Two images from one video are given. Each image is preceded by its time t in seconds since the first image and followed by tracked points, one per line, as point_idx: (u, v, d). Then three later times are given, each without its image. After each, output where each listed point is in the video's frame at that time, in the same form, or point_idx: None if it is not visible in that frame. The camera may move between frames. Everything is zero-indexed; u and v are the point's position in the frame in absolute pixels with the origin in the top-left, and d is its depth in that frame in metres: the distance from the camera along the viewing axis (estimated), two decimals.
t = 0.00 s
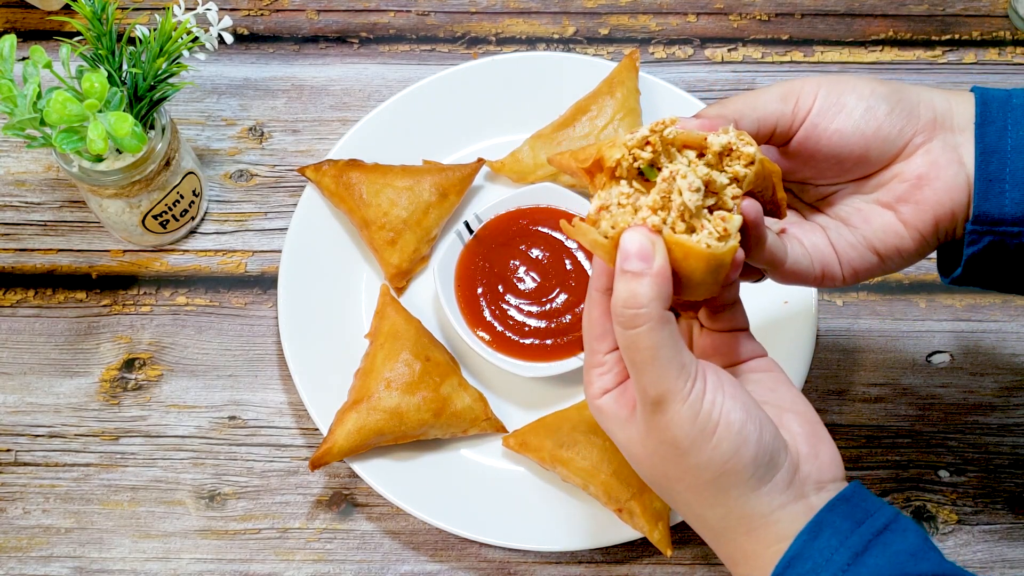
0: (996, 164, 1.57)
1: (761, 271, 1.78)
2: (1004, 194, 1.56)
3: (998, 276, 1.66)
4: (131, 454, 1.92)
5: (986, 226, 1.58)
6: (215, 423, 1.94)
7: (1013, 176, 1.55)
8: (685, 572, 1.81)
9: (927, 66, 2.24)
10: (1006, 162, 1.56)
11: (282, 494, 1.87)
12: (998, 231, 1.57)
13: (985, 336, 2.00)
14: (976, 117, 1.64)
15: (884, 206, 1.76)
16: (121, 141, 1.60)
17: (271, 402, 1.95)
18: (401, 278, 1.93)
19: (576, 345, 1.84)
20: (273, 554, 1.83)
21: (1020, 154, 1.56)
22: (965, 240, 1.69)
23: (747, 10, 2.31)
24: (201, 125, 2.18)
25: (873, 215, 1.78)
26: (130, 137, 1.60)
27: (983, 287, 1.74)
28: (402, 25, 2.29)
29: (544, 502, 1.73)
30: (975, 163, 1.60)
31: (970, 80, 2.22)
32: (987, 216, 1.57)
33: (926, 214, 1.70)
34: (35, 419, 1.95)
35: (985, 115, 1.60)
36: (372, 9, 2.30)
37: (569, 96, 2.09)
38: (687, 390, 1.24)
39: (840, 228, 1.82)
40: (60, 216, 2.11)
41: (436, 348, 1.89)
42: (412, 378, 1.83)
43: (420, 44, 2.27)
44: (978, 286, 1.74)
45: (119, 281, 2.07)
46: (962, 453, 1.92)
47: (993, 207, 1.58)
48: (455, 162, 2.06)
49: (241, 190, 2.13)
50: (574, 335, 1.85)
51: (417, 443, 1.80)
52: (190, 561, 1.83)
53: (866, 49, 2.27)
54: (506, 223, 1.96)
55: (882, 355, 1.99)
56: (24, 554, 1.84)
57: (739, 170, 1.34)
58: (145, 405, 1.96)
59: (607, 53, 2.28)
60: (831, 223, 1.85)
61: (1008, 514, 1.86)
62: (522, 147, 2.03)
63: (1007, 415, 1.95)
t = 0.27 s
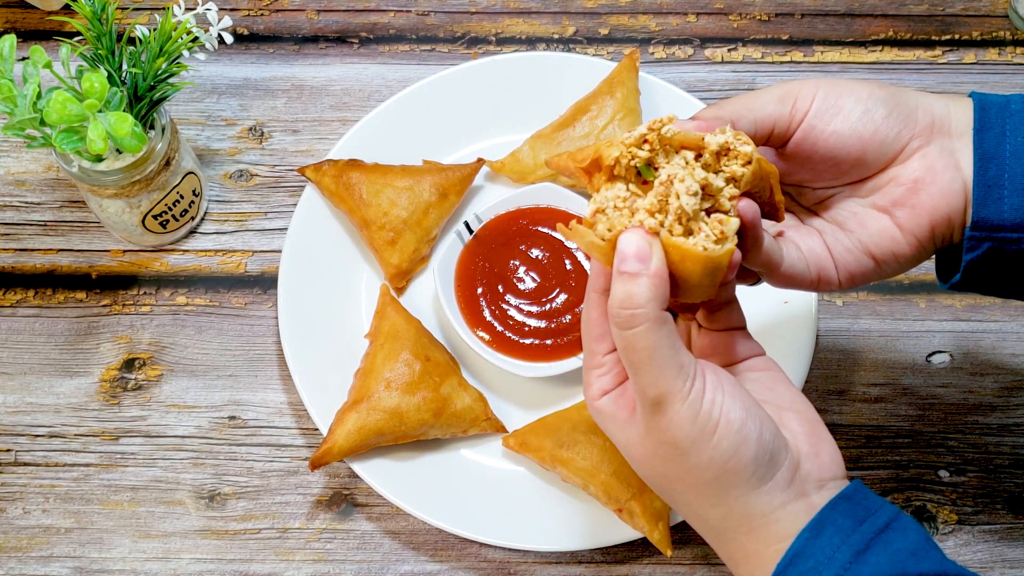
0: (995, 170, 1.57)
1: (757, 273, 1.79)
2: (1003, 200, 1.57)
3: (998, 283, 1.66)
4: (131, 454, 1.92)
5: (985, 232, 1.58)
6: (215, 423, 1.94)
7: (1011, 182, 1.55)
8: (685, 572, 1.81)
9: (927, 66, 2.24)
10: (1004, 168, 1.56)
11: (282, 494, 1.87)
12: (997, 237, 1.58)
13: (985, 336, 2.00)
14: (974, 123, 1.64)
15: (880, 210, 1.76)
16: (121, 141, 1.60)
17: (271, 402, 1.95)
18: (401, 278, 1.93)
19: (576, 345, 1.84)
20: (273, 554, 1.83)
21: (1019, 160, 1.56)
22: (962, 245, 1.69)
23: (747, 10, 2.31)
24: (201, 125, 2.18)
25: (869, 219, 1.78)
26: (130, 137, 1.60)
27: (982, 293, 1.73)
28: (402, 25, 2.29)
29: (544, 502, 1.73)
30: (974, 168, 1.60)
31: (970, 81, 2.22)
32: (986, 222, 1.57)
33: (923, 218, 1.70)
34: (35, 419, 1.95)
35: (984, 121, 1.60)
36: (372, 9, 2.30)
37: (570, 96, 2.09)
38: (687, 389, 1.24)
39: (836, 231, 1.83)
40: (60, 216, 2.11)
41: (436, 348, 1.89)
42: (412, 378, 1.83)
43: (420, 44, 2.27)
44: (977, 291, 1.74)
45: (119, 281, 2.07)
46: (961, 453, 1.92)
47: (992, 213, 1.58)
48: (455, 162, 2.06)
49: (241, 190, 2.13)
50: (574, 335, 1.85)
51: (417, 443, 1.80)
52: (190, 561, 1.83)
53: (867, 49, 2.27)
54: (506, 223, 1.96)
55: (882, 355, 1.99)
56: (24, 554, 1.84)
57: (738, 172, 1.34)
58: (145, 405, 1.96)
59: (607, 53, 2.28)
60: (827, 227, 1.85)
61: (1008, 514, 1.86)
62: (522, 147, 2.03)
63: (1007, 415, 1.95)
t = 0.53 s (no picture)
0: (994, 172, 1.58)
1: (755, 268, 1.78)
2: (1001, 202, 1.57)
3: (998, 285, 1.66)
4: (131, 454, 1.92)
5: (984, 233, 1.58)
6: (215, 423, 1.94)
7: (1010, 184, 1.56)
8: (685, 572, 1.81)
9: (927, 66, 2.24)
10: (1003, 170, 1.57)
11: (282, 494, 1.88)
12: (996, 238, 1.58)
13: (985, 337, 2.00)
14: (973, 125, 1.65)
15: (880, 208, 1.76)
16: (121, 141, 1.60)
17: (271, 402, 1.95)
18: (401, 278, 1.93)
19: (575, 345, 1.84)
20: (273, 554, 1.83)
21: (1018, 162, 1.57)
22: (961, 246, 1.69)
23: (747, 10, 2.31)
24: (201, 125, 2.18)
25: (869, 216, 1.77)
26: (130, 137, 1.60)
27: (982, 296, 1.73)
28: (402, 25, 2.29)
29: (544, 502, 1.73)
30: (973, 170, 1.61)
31: (970, 81, 2.22)
32: (985, 224, 1.57)
33: (923, 217, 1.69)
34: (35, 419, 1.95)
35: (983, 123, 1.61)
36: (372, 9, 2.30)
37: (569, 96, 2.08)
38: (690, 395, 1.24)
39: (836, 229, 1.81)
40: (60, 216, 2.11)
41: (436, 348, 1.89)
42: (412, 378, 1.83)
43: (420, 43, 2.27)
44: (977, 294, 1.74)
45: (119, 281, 2.07)
46: (961, 453, 1.92)
47: (991, 215, 1.58)
48: (455, 162, 2.06)
49: (241, 190, 2.13)
50: (574, 335, 1.85)
51: (417, 443, 1.80)
52: (190, 561, 1.83)
53: (867, 49, 2.27)
54: (506, 223, 1.96)
55: (882, 355, 1.99)
56: (24, 554, 1.84)
57: (747, 157, 1.38)
58: (145, 405, 1.96)
59: (607, 53, 2.28)
60: (826, 224, 1.84)
61: (1008, 514, 1.86)
62: (522, 147, 2.03)
63: (1007, 415, 1.95)
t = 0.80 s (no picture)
0: (993, 172, 1.59)
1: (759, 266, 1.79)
2: (1001, 202, 1.58)
3: (998, 285, 1.67)
4: (131, 454, 1.92)
5: (983, 233, 1.59)
6: (215, 423, 1.94)
7: (1009, 185, 1.57)
8: (685, 572, 1.81)
9: (927, 66, 2.24)
10: (1002, 171, 1.58)
11: (282, 494, 1.87)
12: (996, 238, 1.59)
13: (985, 336, 2.00)
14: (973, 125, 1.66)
15: (884, 207, 1.76)
16: (121, 141, 1.60)
17: (271, 402, 1.95)
18: (400, 278, 1.93)
19: (575, 345, 1.84)
20: (273, 554, 1.83)
21: (1017, 162, 1.57)
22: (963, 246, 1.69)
23: (746, 10, 2.31)
24: (201, 125, 2.18)
25: (872, 216, 1.77)
26: (130, 137, 1.60)
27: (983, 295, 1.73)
28: (402, 25, 2.29)
29: (544, 502, 1.73)
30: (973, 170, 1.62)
31: (970, 81, 2.22)
32: (984, 224, 1.58)
33: (927, 216, 1.70)
34: (35, 419, 1.95)
35: (983, 124, 1.62)
36: (372, 9, 2.30)
37: (569, 96, 2.08)
38: (695, 394, 1.24)
39: (839, 228, 1.81)
40: (60, 216, 2.11)
41: (436, 348, 1.89)
42: (412, 378, 1.83)
43: (420, 44, 2.27)
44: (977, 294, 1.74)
45: (119, 281, 2.07)
46: (961, 453, 1.92)
47: (990, 215, 1.59)
48: (455, 162, 2.06)
49: (241, 190, 2.13)
50: (574, 335, 1.85)
51: (417, 443, 1.80)
52: (190, 561, 1.83)
53: (866, 50, 2.27)
54: (505, 223, 1.96)
55: (882, 355, 1.99)
56: (24, 554, 1.84)
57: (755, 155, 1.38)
58: (145, 404, 1.96)
59: (607, 53, 2.28)
60: (829, 223, 1.84)
61: (1008, 514, 1.86)
62: (522, 147, 2.03)
63: (1007, 415, 1.95)
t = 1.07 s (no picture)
0: (990, 176, 1.59)
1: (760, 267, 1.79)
2: (998, 205, 1.58)
3: (997, 287, 1.67)
4: (131, 454, 1.92)
5: (982, 237, 1.59)
6: (215, 423, 1.94)
7: (1006, 188, 1.57)
8: (685, 572, 1.81)
9: (927, 66, 2.24)
10: (999, 175, 1.58)
11: (282, 494, 1.87)
12: (994, 242, 1.59)
13: (985, 336, 2.00)
14: (971, 131, 1.66)
15: (884, 209, 1.76)
16: (121, 141, 1.60)
17: (271, 402, 1.95)
18: (400, 278, 1.93)
19: (575, 345, 1.84)
20: (273, 554, 1.83)
21: (1014, 167, 1.58)
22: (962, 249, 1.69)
23: (746, 10, 2.31)
24: (201, 125, 2.18)
25: (872, 217, 1.77)
26: (130, 137, 1.60)
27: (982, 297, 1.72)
28: (402, 25, 2.29)
29: (544, 502, 1.73)
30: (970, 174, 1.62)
31: (970, 80, 2.22)
32: (982, 228, 1.59)
33: (927, 218, 1.70)
34: (35, 418, 1.95)
35: (980, 129, 1.62)
36: (372, 9, 2.30)
37: (569, 96, 2.09)
38: (695, 395, 1.24)
39: (839, 230, 1.80)
40: (60, 216, 2.11)
41: (436, 348, 1.89)
42: (412, 378, 1.83)
43: (420, 44, 2.27)
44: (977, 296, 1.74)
45: (119, 281, 2.07)
46: (961, 453, 1.92)
47: (988, 218, 1.59)
48: (455, 162, 2.06)
49: (241, 190, 2.13)
50: (574, 335, 1.85)
51: (417, 443, 1.80)
52: (190, 561, 1.83)
53: (866, 49, 2.27)
54: (505, 223, 1.96)
55: (882, 355, 1.99)
56: (24, 554, 1.84)
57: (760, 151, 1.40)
58: (145, 404, 1.96)
59: (607, 53, 2.28)
60: (829, 225, 1.83)
61: (1008, 514, 1.86)
62: (522, 147, 2.03)
63: (1007, 415, 1.95)
